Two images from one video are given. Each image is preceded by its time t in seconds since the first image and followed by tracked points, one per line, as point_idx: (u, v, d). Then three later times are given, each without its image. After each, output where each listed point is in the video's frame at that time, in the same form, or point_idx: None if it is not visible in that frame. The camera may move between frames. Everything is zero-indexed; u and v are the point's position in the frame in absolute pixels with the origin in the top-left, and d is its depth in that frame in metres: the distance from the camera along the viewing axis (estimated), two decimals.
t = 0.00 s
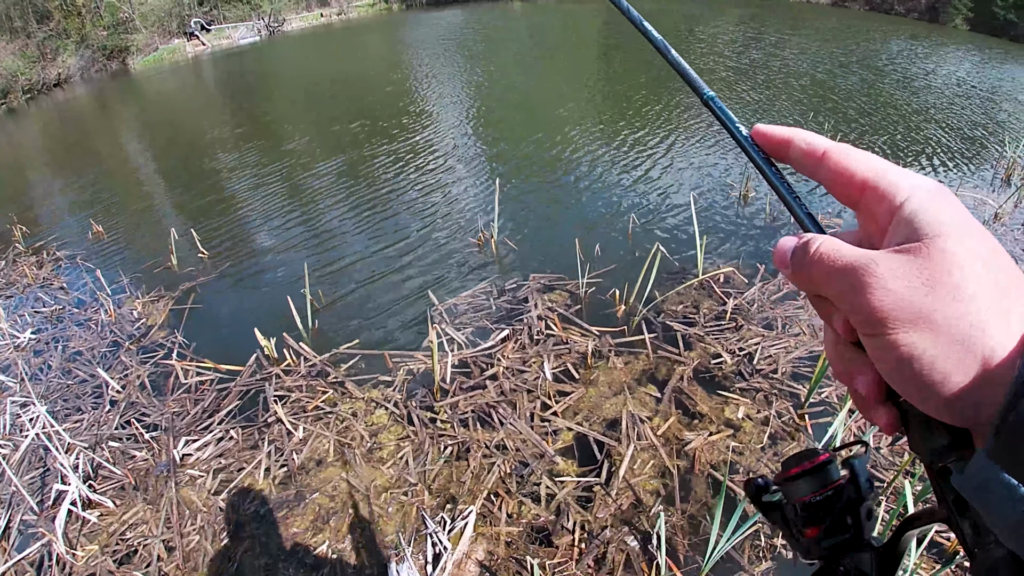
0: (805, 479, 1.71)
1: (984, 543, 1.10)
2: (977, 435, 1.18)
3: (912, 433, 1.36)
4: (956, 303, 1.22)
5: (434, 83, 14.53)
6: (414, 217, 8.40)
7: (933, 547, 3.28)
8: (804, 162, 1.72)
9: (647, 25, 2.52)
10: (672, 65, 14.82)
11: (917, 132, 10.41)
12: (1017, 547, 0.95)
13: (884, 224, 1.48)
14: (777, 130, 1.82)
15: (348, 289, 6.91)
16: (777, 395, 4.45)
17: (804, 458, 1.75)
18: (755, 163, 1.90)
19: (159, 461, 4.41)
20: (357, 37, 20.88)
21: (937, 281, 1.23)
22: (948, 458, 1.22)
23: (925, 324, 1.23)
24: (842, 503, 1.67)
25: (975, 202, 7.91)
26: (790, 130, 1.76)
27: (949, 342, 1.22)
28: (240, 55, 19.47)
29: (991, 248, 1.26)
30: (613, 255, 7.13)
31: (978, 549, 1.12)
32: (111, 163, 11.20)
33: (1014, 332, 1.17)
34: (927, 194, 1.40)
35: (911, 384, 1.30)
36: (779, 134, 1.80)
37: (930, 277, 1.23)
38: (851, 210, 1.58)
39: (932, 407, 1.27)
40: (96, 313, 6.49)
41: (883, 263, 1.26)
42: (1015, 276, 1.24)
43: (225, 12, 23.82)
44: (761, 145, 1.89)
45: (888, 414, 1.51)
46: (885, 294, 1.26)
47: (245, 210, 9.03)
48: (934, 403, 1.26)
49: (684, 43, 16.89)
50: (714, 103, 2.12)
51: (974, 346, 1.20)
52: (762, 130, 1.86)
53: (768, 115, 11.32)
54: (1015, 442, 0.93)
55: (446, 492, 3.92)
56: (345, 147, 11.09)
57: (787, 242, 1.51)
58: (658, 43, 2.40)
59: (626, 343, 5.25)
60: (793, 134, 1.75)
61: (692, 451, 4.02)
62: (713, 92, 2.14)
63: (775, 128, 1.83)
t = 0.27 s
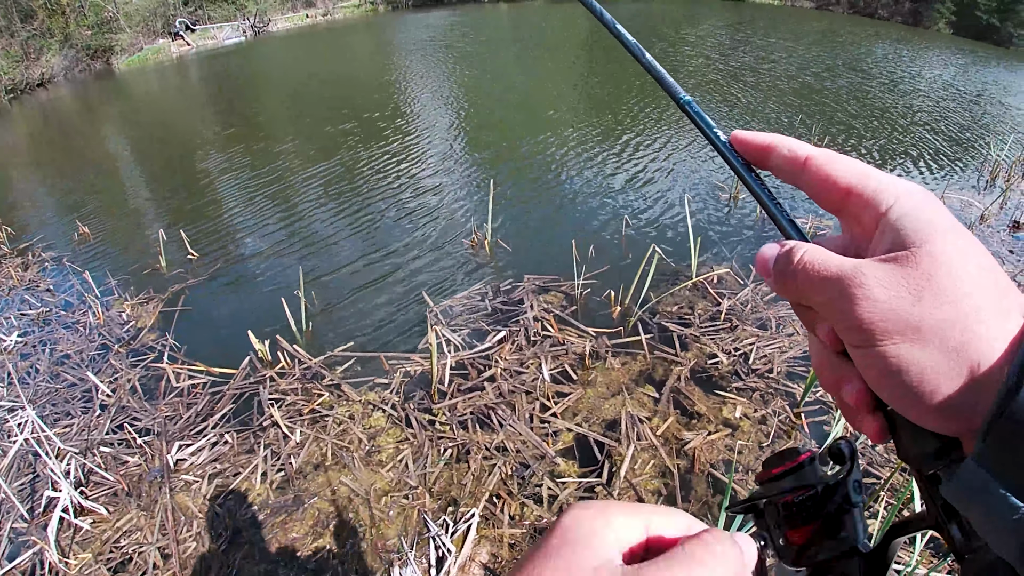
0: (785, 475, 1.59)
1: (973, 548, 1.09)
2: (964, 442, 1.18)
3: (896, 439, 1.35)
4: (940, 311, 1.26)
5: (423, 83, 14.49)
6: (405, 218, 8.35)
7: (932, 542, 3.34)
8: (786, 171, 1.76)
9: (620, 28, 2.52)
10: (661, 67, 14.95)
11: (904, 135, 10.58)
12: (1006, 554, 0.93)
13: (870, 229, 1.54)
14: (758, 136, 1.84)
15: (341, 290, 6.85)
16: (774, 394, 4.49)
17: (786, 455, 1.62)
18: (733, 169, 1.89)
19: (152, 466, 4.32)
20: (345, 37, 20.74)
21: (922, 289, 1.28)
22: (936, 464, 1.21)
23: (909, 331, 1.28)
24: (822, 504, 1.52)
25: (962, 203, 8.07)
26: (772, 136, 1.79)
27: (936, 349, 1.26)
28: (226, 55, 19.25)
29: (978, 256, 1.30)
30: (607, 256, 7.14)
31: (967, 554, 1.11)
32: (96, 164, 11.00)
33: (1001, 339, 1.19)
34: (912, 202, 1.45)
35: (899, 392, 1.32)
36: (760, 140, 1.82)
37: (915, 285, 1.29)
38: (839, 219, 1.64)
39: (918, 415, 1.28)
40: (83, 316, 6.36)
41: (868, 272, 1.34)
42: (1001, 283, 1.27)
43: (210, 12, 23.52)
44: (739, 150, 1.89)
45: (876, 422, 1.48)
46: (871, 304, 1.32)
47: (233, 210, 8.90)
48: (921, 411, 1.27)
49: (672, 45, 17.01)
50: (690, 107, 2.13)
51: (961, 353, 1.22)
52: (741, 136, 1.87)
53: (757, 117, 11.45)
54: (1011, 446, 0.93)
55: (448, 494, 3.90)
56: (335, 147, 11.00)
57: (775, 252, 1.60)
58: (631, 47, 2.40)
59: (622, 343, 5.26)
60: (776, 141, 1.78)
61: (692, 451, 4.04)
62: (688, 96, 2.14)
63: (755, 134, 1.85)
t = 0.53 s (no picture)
0: (769, 465, 1.81)
1: (963, 536, 1.13)
2: (957, 429, 1.18)
3: (892, 428, 1.36)
4: (934, 293, 1.25)
5: (416, 82, 14.46)
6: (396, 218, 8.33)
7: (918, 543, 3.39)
8: (783, 155, 1.79)
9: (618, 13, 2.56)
10: (652, 71, 15.02)
11: (891, 142, 10.73)
12: (1003, 538, 0.95)
13: (863, 216, 1.53)
14: (754, 123, 1.91)
15: (330, 289, 6.81)
16: (762, 397, 4.53)
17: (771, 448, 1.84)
18: (730, 154, 1.97)
19: (139, 465, 4.28)
20: (335, 35, 20.58)
21: (916, 271, 1.27)
22: (929, 450, 1.21)
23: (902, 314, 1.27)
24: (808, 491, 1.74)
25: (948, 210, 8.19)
26: (768, 122, 1.84)
27: (929, 333, 1.25)
28: (216, 51, 19.06)
29: (968, 241, 1.30)
30: (598, 257, 7.16)
31: (957, 541, 1.14)
32: (82, 159, 10.83)
33: (994, 322, 1.20)
34: (905, 185, 1.45)
35: (892, 376, 1.33)
36: (758, 125, 1.88)
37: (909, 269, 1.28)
38: (831, 204, 1.64)
39: (910, 399, 1.29)
40: (69, 311, 6.27)
41: (863, 255, 1.32)
42: (991, 265, 1.27)
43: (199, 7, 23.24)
44: (737, 137, 1.98)
45: (865, 407, 1.53)
46: (865, 286, 1.31)
47: (223, 208, 8.82)
48: (913, 394, 1.28)
49: (664, 49, 17.08)
50: (688, 94, 2.15)
51: (952, 335, 1.23)
52: (738, 122, 1.96)
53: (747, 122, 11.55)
54: (1008, 433, 0.95)
55: (439, 494, 3.90)
56: (324, 145, 10.93)
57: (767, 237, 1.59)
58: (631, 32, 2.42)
59: (613, 345, 5.29)
60: (772, 126, 1.83)
61: (681, 452, 4.07)
62: (686, 82, 2.16)
63: (754, 121, 1.91)
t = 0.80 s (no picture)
0: (774, 484, 1.69)
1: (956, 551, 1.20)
2: (948, 448, 1.23)
3: (882, 443, 1.39)
4: (924, 318, 1.26)
5: (414, 85, 14.50)
6: (391, 221, 8.32)
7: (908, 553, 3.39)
8: (774, 173, 1.78)
9: (608, 24, 2.54)
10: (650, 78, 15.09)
11: (886, 153, 10.78)
12: (988, 558, 0.99)
13: (857, 236, 1.53)
14: (746, 140, 1.86)
15: (323, 291, 6.80)
16: (753, 406, 4.54)
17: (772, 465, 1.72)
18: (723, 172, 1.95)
19: (128, 465, 4.25)
20: (334, 37, 20.58)
21: (906, 296, 1.28)
22: (921, 467, 1.27)
23: (892, 340, 1.28)
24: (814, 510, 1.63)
25: (942, 221, 8.23)
26: (761, 141, 1.80)
27: (918, 357, 1.27)
28: (214, 50, 19.06)
29: (960, 263, 1.30)
30: (592, 264, 7.17)
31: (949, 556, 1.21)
32: (77, 156, 10.78)
33: (982, 346, 1.21)
34: (897, 208, 1.46)
35: (882, 398, 1.34)
36: (750, 144, 1.84)
37: (899, 294, 1.28)
38: (825, 223, 1.65)
39: (902, 420, 1.31)
40: (61, 309, 6.24)
41: (854, 280, 1.33)
42: (983, 288, 1.27)
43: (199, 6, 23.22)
44: (727, 153, 1.93)
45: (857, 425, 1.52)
46: (855, 312, 1.32)
47: (218, 208, 8.80)
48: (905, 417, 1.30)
49: (661, 57, 17.14)
50: (680, 110, 2.14)
51: (942, 361, 1.24)
52: (730, 140, 1.90)
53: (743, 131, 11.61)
54: (998, 454, 0.96)
55: (428, 500, 3.89)
56: (321, 147, 10.91)
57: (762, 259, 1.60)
58: (622, 46, 2.42)
59: (605, 352, 5.29)
60: (763, 146, 1.79)
61: (671, 460, 4.07)
62: (679, 98, 2.16)
63: (745, 139, 1.87)
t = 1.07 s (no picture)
0: (776, 490, 1.76)
1: (953, 555, 1.16)
2: (948, 450, 1.19)
3: (884, 444, 1.35)
4: (929, 318, 1.23)
5: (409, 88, 14.52)
6: (384, 224, 8.32)
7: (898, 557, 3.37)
8: (784, 175, 1.78)
9: (631, 32, 2.63)
10: (644, 82, 15.14)
11: (880, 156, 10.82)
12: (988, 559, 0.98)
13: (862, 240, 1.53)
14: (761, 143, 1.89)
15: (316, 294, 6.79)
16: (745, 409, 4.54)
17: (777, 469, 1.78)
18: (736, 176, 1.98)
19: (120, 469, 4.21)
20: (329, 40, 20.59)
21: (911, 296, 1.26)
22: (922, 470, 1.24)
23: (896, 338, 1.25)
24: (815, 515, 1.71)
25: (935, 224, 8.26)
26: (773, 143, 1.82)
27: (923, 356, 1.23)
28: (209, 52, 19.05)
29: (966, 268, 1.28)
30: (585, 267, 7.18)
31: (946, 560, 1.17)
32: (72, 159, 10.75)
33: (986, 348, 1.18)
34: (904, 211, 1.46)
35: (884, 398, 1.30)
36: (763, 146, 1.87)
37: (905, 294, 1.26)
38: (831, 226, 1.64)
39: (903, 421, 1.27)
40: (54, 312, 6.21)
41: (860, 279, 1.31)
42: (987, 293, 1.26)
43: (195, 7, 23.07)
44: (743, 158, 1.97)
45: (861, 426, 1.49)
46: (861, 310, 1.29)
47: (213, 210, 8.79)
48: (906, 418, 1.26)
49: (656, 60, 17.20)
50: (694, 112, 2.16)
51: (945, 361, 1.20)
52: (744, 142, 1.93)
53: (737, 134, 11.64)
54: (1000, 458, 0.95)
55: (419, 504, 3.87)
56: (316, 150, 10.91)
57: (768, 257, 1.57)
58: (638, 48, 2.45)
59: (597, 356, 5.29)
60: (775, 148, 1.81)
61: (662, 464, 4.07)
62: (693, 101, 2.18)
63: (759, 142, 1.90)
